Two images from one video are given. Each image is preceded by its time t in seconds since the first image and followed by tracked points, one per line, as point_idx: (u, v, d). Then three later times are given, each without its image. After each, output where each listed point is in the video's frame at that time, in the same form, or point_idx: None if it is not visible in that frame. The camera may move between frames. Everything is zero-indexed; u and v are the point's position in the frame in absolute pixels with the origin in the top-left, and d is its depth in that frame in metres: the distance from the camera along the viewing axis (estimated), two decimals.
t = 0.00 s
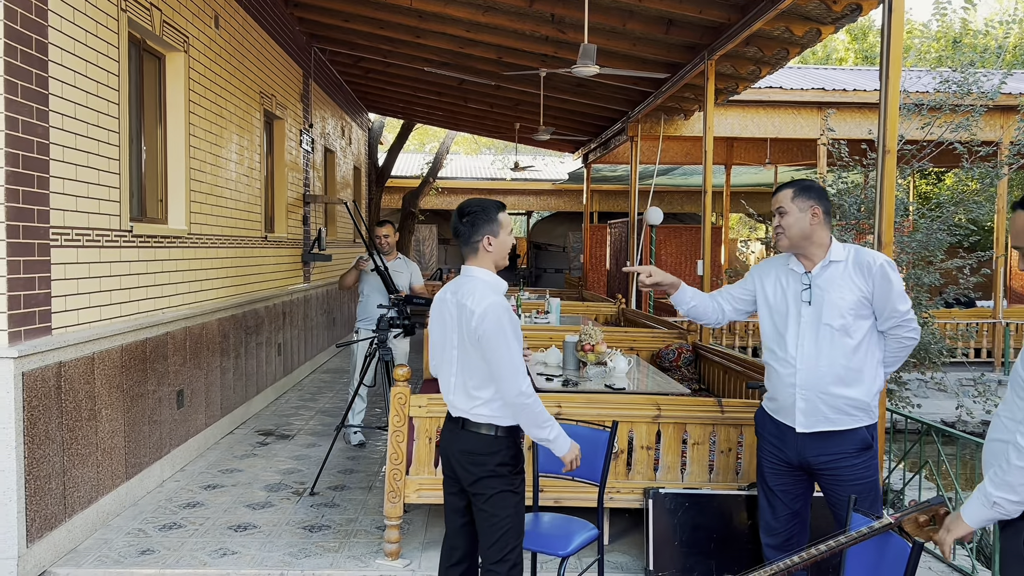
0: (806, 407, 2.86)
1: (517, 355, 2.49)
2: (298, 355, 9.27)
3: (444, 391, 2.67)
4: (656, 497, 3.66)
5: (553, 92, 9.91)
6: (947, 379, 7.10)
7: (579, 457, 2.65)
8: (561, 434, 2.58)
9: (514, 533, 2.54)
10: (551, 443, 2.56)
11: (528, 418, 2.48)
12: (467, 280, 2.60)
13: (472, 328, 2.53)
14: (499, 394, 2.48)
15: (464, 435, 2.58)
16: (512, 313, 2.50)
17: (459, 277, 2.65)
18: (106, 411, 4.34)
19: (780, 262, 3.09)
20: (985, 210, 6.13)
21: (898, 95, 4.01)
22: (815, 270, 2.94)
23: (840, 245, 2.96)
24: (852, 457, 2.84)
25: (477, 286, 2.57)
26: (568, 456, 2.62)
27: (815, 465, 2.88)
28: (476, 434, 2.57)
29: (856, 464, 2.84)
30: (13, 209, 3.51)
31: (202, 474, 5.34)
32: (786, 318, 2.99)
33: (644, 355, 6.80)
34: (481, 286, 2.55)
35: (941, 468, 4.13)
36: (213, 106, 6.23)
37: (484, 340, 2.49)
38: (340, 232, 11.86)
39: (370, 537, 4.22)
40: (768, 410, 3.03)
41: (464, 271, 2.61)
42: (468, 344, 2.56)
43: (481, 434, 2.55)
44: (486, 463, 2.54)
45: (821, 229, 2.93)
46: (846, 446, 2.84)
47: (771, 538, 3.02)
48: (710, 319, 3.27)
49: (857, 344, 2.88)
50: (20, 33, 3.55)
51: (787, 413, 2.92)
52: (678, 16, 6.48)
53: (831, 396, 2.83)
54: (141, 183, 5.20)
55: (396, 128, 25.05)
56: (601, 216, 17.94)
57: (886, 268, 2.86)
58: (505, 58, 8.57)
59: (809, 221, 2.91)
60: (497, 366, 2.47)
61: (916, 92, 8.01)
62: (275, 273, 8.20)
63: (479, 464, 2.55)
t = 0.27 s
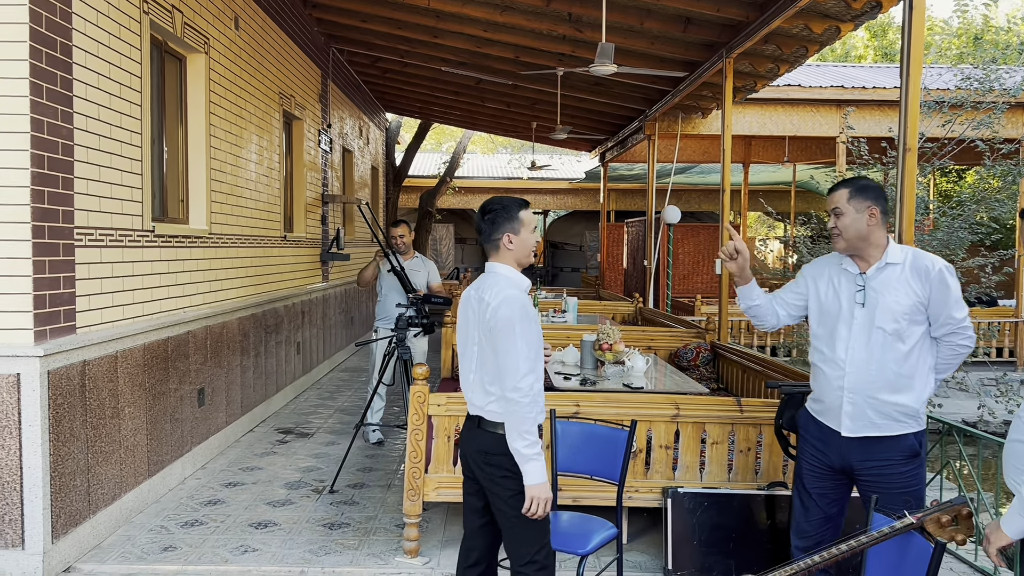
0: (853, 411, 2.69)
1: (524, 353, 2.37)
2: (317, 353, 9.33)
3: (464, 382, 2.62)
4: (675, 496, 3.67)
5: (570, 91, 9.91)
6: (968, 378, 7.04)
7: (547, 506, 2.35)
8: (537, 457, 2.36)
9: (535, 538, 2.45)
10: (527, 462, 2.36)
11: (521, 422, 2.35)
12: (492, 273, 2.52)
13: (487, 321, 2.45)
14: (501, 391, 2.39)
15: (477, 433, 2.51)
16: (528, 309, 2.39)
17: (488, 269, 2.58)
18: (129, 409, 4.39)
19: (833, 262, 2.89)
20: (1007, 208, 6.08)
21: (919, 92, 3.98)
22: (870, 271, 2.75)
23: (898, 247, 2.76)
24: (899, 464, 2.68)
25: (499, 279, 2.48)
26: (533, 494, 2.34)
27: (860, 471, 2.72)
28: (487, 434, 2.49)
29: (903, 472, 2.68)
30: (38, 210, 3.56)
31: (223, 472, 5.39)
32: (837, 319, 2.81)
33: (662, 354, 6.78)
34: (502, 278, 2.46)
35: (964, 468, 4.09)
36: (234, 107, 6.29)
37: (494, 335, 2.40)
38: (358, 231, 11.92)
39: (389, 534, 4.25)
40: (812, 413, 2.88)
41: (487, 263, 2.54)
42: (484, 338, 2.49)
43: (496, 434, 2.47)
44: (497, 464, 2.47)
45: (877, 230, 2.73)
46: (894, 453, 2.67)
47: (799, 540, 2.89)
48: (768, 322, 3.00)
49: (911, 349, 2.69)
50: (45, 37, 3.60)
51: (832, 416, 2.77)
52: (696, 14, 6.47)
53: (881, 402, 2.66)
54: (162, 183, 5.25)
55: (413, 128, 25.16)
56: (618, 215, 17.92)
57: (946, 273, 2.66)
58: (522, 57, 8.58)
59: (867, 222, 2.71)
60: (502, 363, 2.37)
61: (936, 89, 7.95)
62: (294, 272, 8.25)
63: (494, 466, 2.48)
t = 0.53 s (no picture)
0: (909, 417, 2.59)
1: (541, 349, 2.36)
2: (341, 352, 9.39)
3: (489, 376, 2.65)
4: (699, 496, 3.66)
5: (592, 91, 9.90)
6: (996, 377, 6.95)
7: (557, 505, 2.33)
8: (549, 454, 2.35)
9: (554, 541, 2.43)
10: (538, 459, 2.35)
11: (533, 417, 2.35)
12: (521, 269, 2.53)
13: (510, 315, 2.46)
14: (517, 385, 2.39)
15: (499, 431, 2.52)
16: (551, 306, 2.39)
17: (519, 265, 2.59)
18: (157, 407, 4.45)
19: (897, 261, 2.76)
20: None
21: (946, 89, 3.94)
22: (934, 274, 2.61)
23: (966, 249, 2.60)
24: (961, 468, 2.53)
25: (525, 275, 2.49)
26: (543, 491, 2.33)
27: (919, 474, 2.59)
28: (508, 433, 2.49)
29: (966, 477, 2.53)
30: (69, 210, 3.62)
31: (249, 470, 5.44)
32: (897, 322, 2.68)
33: (685, 354, 6.76)
34: (529, 274, 2.47)
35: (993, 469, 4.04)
36: (259, 108, 6.35)
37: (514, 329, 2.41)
38: (381, 230, 11.99)
39: (413, 533, 4.27)
40: (870, 417, 2.77)
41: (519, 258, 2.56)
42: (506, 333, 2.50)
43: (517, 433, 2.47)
44: (518, 464, 2.47)
45: (945, 234, 2.59)
46: (956, 457, 2.53)
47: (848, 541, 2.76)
48: (829, 321, 2.92)
49: (974, 356, 2.54)
50: (75, 40, 3.65)
51: (889, 421, 2.66)
52: (719, 12, 6.44)
53: (939, 410, 2.54)
54: (190, 184, 5.32)
55: (436, 128, 25.26)
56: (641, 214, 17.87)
57: (1015, 278, 2.48)
58: (544, 57, 8.58)
59: (933, 226, 2.56)
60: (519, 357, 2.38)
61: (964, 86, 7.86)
62: (318, 272, 8.31)
63: (516, 467, 2.47)
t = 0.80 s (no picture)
0: (948, 418, 2.57)
1: (581, 348, 2.36)
2: (369, 351, 9.45)
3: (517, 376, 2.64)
4: (728, 497, 3.64)
5: (619, 89, 9.87)
6: None
7: (634, 487, 2.36)
8: (608, 448, 2.36)
9: (565, 542, 2.44)
10: (602, 455, 2.36)
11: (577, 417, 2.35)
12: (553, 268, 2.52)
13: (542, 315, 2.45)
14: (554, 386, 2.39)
15: (523, 430, 2.52)
16: (587, 304, 2.39)
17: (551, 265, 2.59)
18: (189, 405, 4.51)
19: (948, 262, 2.70)
20: None
21: (981, 87, 3.88)
22: (982, 274, 2.54)
23: (1017, 248, 2.52)
24: (1000, 471, 2.51)
25: (558, 274, 2.49)
26: (615, 481, 2.36)
27: (959, 474, 2.58)
28: (532, 432, 2.49)
29: (1005, 480, 2.50)
30: (104, 211, 3.67)
31: (279, 467, 5.50)
32: (943, 322, 2.64)
33: (713, 354, 6.72)
34: (560, 273, 2.47)
35: None
36: (288, 109, 6.41)
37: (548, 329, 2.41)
38: (408, 230, 12.04)
39: (441, 531, 4.29)
40: (919, 414, 2.74)
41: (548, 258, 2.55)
42: (538, 333, 2.50)
43: (538, 431, 2.48)
44: (538, 464, 2.46)
45: (994, 233, 2.51)
46: (994, 459, 2.51)
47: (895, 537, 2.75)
48: (895, 327, 2.86)
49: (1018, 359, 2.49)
50: (110, 43, 3.71)
51: (930, 420, 2.64)
52: (748, 10, 6.39)
53: (978, 411, 2.51)
54: (220, 185, 5.38)
55: (462, 128, 25.33)
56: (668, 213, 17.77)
57: None
58: (571, 56, 8.57)
59: (980, 228, 2.49)
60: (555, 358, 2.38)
61: (998, 82, 7.73)
62: (346, 272, 8.37)
63: (530, 465, 2.48)
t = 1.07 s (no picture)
0: (987, 415, 2.52)
1: (622, 354, 2.33)
2: (401, 351, 9.50)
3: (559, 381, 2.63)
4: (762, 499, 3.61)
5: (651, 88, 9.82)
6: None
7: (678, 499, 2.36)
8: (656, 458, 2.33)
9: (610, 546, 2.42)
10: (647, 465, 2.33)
11: (622, 425, 2.33)
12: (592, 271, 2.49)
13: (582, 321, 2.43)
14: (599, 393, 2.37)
15: (568, 435, 2.50)
16: (626, 309, 2.36)
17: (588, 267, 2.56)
18: (225, 402, 4.57)
19: (994, 262, 2.65)
20: None
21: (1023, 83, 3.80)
22: None
23: None
24: None
25: (596, 277, 2.46)
26: (660, 492, 2.35)
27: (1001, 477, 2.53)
28: (577, 436, 2.47)
29: None
30: (142, 211, 3.73)
31: (313, 465, 5.55)
32: (984, 320, 2.59)
33: (747, 355, 6.65)
34: (597, 277, 2.44)
35: None
36: (322, 111, 6.46)
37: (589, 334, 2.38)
38: (439, 230, 12.08)
39: (473, 530, 4.30)
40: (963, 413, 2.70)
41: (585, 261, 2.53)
42: (579, 338, 2.48)
43: (583, 435, 2.46)
44: (584, 467, 2.44)
45: None
46: None
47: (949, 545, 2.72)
48: (949, 334, 2.82)
49: None
50: (149, 46, 3.77)
51: (969, 418, 2.60)
52: (782, 7, 6.32)
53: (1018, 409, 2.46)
54: (256, 186, 5.45)
55: (494, 128, 25.37)
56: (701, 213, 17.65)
57: None
58: (603, 55, 8.54)
59: None
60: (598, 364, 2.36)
61: None
62: (379, 272, 8.42)
63: (576, 468, 2.46)
